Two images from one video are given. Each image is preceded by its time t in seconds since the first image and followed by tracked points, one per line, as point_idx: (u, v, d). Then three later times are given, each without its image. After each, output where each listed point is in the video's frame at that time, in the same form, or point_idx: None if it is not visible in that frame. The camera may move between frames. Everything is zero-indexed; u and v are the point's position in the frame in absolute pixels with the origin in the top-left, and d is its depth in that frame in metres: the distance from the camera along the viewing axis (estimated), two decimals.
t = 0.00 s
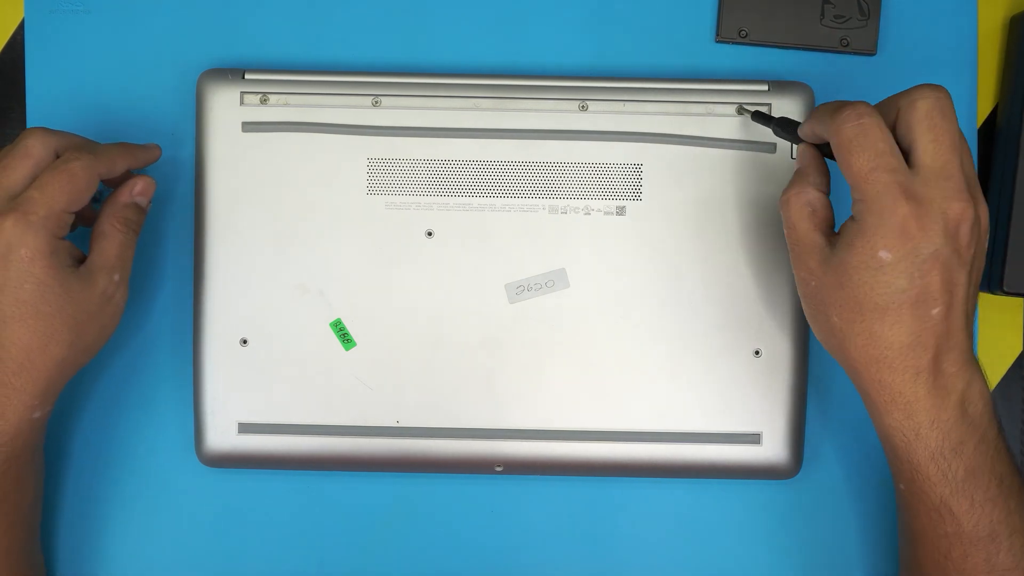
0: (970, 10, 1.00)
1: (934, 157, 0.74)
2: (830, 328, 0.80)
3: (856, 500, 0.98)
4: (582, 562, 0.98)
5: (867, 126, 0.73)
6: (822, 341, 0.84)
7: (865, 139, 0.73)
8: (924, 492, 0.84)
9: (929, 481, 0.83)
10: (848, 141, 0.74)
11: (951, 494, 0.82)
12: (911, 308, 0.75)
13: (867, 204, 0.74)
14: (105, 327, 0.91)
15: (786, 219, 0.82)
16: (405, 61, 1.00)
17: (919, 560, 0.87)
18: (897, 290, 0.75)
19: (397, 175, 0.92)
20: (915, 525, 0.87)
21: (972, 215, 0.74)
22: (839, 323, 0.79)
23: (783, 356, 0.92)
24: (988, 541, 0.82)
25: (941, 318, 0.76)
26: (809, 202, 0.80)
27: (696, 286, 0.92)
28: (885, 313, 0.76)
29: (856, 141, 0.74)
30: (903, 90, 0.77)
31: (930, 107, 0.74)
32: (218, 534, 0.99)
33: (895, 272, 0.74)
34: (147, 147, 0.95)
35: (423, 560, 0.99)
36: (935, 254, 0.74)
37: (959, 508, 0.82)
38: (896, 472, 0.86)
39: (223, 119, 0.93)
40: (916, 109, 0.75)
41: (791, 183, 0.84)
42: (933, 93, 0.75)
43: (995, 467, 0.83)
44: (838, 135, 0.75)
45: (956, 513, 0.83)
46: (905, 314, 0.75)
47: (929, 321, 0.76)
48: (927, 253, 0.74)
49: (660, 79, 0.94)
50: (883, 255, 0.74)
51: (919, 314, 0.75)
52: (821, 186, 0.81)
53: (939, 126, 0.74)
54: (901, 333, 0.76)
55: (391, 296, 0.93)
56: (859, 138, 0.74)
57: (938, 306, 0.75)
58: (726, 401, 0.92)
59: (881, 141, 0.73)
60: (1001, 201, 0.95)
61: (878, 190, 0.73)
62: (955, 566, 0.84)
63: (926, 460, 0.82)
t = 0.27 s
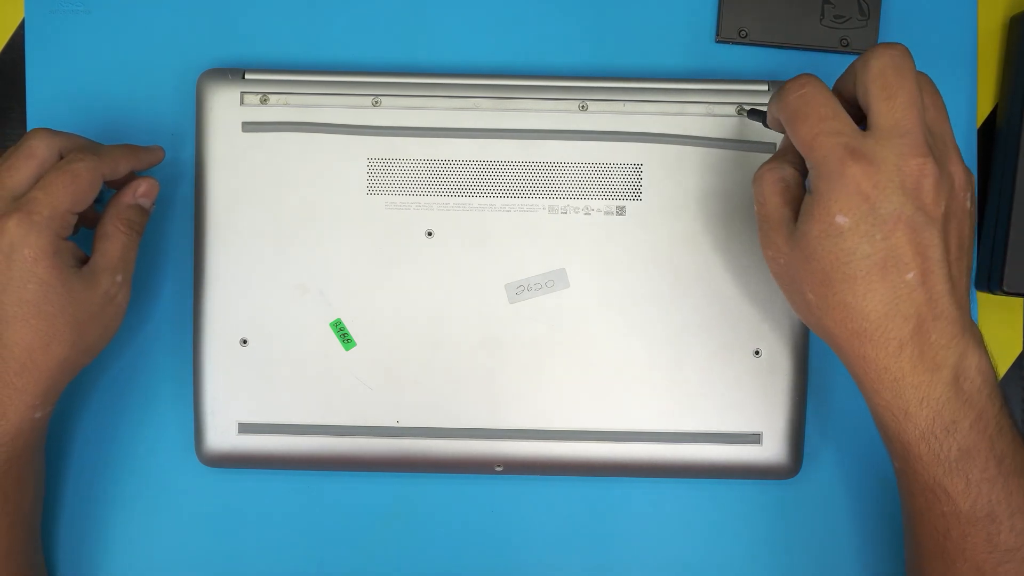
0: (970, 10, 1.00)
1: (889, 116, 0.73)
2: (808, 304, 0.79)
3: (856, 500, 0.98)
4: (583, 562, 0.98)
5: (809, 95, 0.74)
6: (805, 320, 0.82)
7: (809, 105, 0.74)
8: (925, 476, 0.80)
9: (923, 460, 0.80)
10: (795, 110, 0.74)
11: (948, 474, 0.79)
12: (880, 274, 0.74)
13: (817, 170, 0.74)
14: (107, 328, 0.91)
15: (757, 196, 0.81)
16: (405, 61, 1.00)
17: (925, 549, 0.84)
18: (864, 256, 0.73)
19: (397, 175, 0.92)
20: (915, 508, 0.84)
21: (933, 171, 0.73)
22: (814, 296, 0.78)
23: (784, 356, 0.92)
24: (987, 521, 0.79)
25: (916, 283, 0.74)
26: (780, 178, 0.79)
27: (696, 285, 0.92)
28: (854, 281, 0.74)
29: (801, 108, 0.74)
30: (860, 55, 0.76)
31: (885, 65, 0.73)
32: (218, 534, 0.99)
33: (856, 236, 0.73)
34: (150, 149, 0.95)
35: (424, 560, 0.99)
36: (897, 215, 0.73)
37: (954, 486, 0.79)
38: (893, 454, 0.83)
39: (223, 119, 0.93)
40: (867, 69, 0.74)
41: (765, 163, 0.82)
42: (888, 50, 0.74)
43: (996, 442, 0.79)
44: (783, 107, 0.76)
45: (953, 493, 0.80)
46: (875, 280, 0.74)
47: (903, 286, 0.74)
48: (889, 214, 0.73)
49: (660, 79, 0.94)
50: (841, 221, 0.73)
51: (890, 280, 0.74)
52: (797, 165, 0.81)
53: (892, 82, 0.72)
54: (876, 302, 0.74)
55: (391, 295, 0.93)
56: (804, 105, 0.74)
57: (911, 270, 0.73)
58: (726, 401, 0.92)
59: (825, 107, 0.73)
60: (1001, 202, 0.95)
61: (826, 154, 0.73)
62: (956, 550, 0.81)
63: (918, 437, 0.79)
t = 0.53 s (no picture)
0: (970, 10, 1.00)
1: (845, 155, 0.70)
2: (766, 334, 0.78)
3: (856, 499, 0.98)
4: (583, 562, 0.98)
5: (785, 124, 0.69)
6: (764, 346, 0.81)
7: (779, 138, 0.68)
8: (890, 493, 0.80)
9: (888, 477, 0.79)
10: (768, 139, 0.69)
11: (911, 490, 0.79)
12: (837, 311, 0.72)
13: (780, 206, 0.70)
14: (110, 329, 0.91)
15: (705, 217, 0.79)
16: (404, 61, 1.00)
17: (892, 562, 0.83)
18: (823, 294, 0.72)
19: (397, 175, 0.92)
20: (879, 522, 0.83)
21: (892, 212, 0.71)
22: (771, 328, 0.77)
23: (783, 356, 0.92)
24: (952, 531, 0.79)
25: (871, 318, 0.73)
26: (728, 202, 0.76)
27: (696, 285, 0.92)
28: (812, 317, 0.73)
29: (773, 139, 0.69)
30: (810, 84, 0.73)
31: (834, 100, 0.70)
32: (219, 534, 0.99)
33: (816, 276, 0.71)
34: (153, 150, 0.95)
35: (424, 560, 0.99)
36: (857, 259, 0.71)
37: (919, 500, 0.79)
38: (855, 472, 0.83)
39: (223, 119, 0.93)
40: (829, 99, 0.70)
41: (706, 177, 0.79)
42: (834, 86, 0.71)
43: (956, 455, 0.79)
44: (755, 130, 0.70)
45: (919, 507, 0.79)
46: (833, 317, 0.73)
47: (858, 321, 0.73)
48: (850, 253, 0.70)
49: (660, 79, 0.94)
50: (802, 264, 0.71)
51: (846, 314, 0.72)
52: (743, 182, 0.76)
53: (841, 118, 0.69)
54: (831, 334, 0.73)
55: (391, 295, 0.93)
56: (776, 138, 0.69)
57: (867, 306, 0.72)
58: (725, 401, 0.92)
59: (797, 139, 0.68)
60: (1001, 201, 0.95)
61: (797, 191, 0.69)
62: (921, 559, 0.80)
63: (878, 457, 0.78)
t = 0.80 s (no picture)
0: (970, 10, 1.00)
1: (735, 163, 0.74)
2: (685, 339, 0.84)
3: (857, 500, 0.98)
4: (584, 561, 0.99)
5: (675, 140, 0.74)
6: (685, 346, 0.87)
7: (670, 153, 0.74)
8: (816, 478, 0.82)
9: (811, 460, 0.82)
10: (659, 156, 0.75)
11: (836, 471, 0.80)
12: (743, 312, 0.78)
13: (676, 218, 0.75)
14: (109, 328, 0.91)
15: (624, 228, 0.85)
16: (404, 61, 1.00)
17: (840, 546, 0.83)
18: (730, 297, 0.77)
19: (397, 175, 0.92)
20: (819, 511, 0.85)
21: (782, 216, 0.76)
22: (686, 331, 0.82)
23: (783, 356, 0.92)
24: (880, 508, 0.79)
25: (773, 315, 0.78)
26: (640, 213, 0.83)
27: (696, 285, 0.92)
28: (720, 320, 0.79)
29: (665, 155, 0.74)
30: (699, 98, 0.77)
31: (722, 112, 0.75)
32: (219, 534, 0.99)
33: (718, 280, 0.77)
34: (152, 150, 0.95)
35: (425, 560, 0.99)
36: (753, 261, 0.76)
37: (849, 481, 0.80)
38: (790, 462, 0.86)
39: (223, 119, 0.93)
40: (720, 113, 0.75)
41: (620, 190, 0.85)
42: (711, 100, 0.76)
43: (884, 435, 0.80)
44: (648, 146, 0.75)
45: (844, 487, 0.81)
46: (738, 318, 0.78)
47: (761, 319, 0.78)
48: (747, 256, 0.76)
49: (660, 79, 0.94)
50: (701, 272, 0.76)
51: (750, 313, 0.78)
52: (651, 191, 0.83)
53: (734, 129, 0.74)
54: (738, 333, 0.79)
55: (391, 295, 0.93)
56: (671, 154, 0.74)
57: (768, 305, 0.78)
58: (725, 402, 0.92)
59: (688, 153, 0.74)
60: (1001, 202, 0.95)
61: (689, 203, 0.74)
62: (860, 539, 0.81)
63: (804, 442, 0.81)
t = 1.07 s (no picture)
0: (970, 10, 0.99)
1: (554, 163, 0.68)
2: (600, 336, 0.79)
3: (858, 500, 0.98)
4: (584, 561, 0.98)
5: (493, 151, 0.67)
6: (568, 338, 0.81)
7: (499, 160, 0.67)
8: (720, 452, 0.75)
9: (715, 433, 0.75)
10: (481, 168, 0.68)
11: (727, 437, 0.74)
12: (609, 297, 0.73)
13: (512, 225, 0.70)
14: (115, 330, 0.91)
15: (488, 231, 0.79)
16: (404, 61, 1.00)
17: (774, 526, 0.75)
18: (594, 290, 0.72)
19: (397, 174, 0.92)
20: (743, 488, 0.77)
21: (611, 205, 0.70)
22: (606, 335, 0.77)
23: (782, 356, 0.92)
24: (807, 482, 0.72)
25: (631, 297, 0.73)
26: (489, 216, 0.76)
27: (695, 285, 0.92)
28: (608, 309, 0.73)
29: (487, 167, 0.68)
30: (519, 96, 0.68)
31: (530, 120, 0.67)
32: (220, 534, 0.99)
33: (576, 273, 0.72)
34: (161, 153, 0.95)
35: (425, 559, 0.99)
36: (594, 255, 0.71)
37: (761, 452, 0.73)
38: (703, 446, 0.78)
39: (223, 119, 0.93)
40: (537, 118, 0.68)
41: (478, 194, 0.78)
42: (531, 95, 0.68)
43: (796, 401, 0.75)
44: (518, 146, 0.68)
45: (744, 448, 0.73)
46: (610, 304, 0.73)
47: (623, 303, 0.73)
48: (585, 247, 0.70)
49: (660, 79, 0.94)
50: (548, 275, 0.72)
51: (618, 301, 0.73)
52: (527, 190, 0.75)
53: (551, 133, 0.67)
54: (620, 317, 0.74)
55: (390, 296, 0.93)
56: (491, 165, 0.67)
57: (625, 289, 0.72)
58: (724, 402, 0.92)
59: (508, 162, 0.67)
60: (1001, 202, 0.95)
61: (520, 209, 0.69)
62: (781, 512, 0.73)
63: (723, 420, 0.74)
